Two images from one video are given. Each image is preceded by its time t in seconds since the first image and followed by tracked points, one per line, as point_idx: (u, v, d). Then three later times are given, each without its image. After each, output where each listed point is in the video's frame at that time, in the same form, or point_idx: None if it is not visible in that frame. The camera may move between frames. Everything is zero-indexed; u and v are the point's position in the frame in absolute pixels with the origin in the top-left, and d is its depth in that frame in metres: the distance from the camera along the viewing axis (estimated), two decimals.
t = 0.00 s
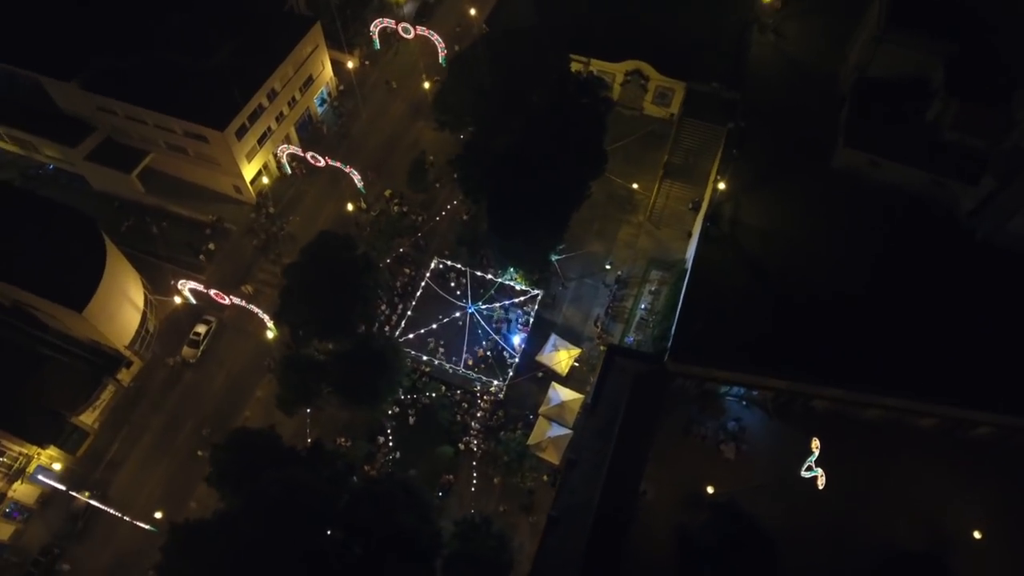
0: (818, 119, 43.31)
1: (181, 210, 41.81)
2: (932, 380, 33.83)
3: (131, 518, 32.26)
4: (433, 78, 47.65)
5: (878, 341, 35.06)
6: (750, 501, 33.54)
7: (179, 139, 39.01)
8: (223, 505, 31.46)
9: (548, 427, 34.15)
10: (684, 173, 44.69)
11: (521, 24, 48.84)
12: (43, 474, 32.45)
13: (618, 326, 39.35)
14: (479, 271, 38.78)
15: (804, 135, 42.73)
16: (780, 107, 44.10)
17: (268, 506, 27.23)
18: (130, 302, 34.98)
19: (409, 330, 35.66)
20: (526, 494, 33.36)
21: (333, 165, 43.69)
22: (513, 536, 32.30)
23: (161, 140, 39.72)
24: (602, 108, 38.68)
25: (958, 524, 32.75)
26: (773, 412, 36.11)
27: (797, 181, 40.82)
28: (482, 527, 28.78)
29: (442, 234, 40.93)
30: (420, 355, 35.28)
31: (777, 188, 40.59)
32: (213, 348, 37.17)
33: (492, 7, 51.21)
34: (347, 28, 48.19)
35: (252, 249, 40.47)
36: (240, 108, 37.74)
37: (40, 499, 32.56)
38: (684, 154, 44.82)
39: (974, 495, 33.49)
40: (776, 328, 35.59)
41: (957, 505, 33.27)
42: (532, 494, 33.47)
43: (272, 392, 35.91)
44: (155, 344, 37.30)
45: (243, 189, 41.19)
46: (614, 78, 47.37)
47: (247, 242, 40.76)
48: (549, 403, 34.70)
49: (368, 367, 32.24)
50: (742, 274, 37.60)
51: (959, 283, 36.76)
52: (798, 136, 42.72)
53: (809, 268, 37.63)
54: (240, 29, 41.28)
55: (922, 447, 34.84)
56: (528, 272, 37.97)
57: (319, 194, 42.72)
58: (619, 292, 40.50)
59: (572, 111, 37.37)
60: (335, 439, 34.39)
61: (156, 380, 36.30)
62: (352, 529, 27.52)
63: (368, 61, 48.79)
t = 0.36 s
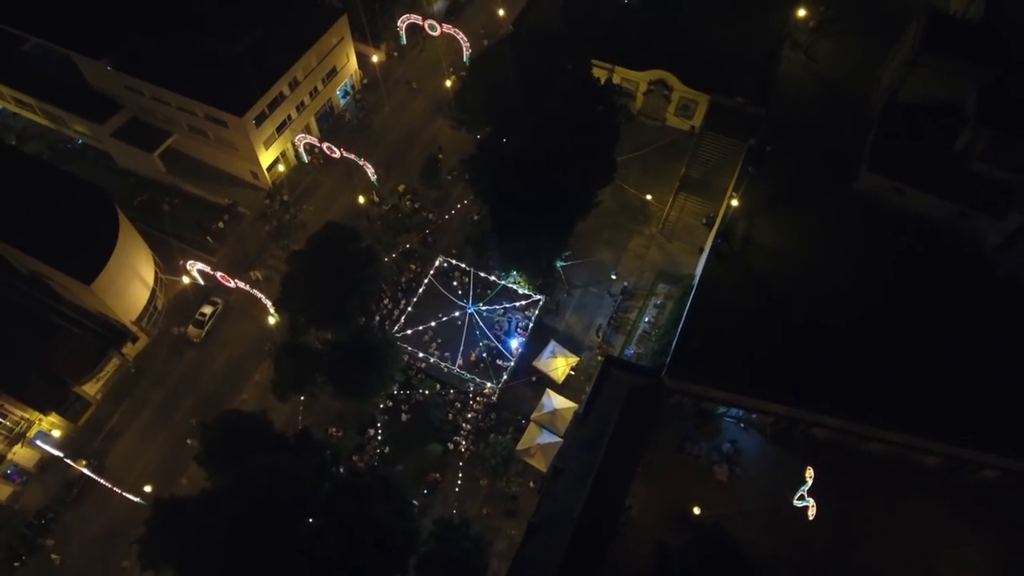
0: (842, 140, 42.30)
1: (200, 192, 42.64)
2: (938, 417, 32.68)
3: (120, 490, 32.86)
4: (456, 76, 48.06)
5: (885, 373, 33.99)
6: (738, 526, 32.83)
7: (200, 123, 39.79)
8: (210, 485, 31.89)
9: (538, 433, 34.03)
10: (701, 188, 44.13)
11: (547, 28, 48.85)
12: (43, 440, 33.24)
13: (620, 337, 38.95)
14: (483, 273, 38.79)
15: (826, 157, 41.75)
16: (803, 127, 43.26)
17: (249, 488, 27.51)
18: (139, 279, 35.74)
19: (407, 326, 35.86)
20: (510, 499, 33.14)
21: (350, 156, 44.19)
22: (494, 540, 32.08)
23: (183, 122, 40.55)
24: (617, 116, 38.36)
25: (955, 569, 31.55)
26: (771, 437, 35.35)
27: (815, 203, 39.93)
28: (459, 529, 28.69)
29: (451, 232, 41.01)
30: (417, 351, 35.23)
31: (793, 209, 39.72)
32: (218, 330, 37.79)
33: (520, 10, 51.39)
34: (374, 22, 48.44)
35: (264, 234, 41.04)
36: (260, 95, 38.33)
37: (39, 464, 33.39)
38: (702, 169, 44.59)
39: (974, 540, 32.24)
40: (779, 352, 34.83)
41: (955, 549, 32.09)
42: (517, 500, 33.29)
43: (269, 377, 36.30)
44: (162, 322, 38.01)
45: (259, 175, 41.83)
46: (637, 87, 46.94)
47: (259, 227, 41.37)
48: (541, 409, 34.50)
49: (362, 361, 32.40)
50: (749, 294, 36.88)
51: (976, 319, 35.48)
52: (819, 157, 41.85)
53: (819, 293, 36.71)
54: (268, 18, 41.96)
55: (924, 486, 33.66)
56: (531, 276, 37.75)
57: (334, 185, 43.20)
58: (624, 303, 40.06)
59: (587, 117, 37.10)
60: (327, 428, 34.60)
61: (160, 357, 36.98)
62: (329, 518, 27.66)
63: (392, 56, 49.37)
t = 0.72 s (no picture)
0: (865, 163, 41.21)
1: (217, 176, 43.35)
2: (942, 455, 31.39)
3: (113, 462, 33.36)
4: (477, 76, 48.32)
5: (889, 405, 32.81)
6: (720, 550, 32.50)
7: (221, 107, 40.50)
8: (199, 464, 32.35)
9: (527, 439, 33.84)
10: (716, 203, 43.47)
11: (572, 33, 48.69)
12: (45, 407, 34.01)
13: (620, 348, 38.52)
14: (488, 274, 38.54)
15: (847, 179, 40.72)
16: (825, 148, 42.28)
17: (232, 470, 27.81)
18: (149, 257, 36.53)
19: (406, 322, 35.90)
20: (494, 502, 33.01)
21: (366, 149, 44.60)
22: (473, 542, 31.91)
23: (205, 106, 41.33)
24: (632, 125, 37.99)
25: None
26: (766, 461, 34.62)
27: (831, 225, 38.92)
28: (436, 527, 28.66)
29: (459, 231, 41.11)
30: (413, 348, 35.48)
31: (808, 230, 38.80)
32: (223, 312, 38.39)
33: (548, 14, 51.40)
34: (401, 18, 48.68)
35: (275, 221, 41.60)
36: (280, 83, 38.87)
37: (40, 430, 34.09)
38: (717, 184, 44.06)
39: None
40: (780, 376, 33.92)
41: None
42: (501, 504, 33.15)
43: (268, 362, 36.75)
44: (169, 301, 38.74)
45: (276, 163, 42.44)
46: (659, 97, 46.46)
47: (272, 214, 41.96)
48: (533, 415, 34.50)
49: (356, 353, 32.59)
50: (754, 313, 36.07)
51: (993, 357, 33.93)
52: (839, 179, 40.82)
53: (827, 317, 35.73)
54: (295, 8, 42.57)
55: (920, 525, 32.62)
56: (533, 281, 37.67)
57: (348, 177, 43.63)
58: (627, 314, 39.63)
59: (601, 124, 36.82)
60: (318, 417, 34.87)
61: (165, 335, 37.72)
62: (310, 508, 27.99)
63: (417, 53, 49.84)
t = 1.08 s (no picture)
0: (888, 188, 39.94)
1: (235, 160, 44.08)
2: (943, 497, 30.19)
3: (108, 434, 34.06)
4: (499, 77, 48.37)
5: (891, 439, 31.56)
6: (700, 573, 31.98)
7: (244, 93, 41.20)
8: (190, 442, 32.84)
9: (515, 444, 33.58)
10: (731, 219, 42.64)
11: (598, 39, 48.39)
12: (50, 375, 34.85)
13: (619, 359, 38.04)
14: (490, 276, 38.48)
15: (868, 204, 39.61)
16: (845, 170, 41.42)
17: (216, 451, 28.19)
18: (161, 235, 37.32)
19: (404, 317, 36.12)
20: (476, 504, 32.89)
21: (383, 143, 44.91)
22: (453, 543, 31.88)
23: (229, 91, 42.08)
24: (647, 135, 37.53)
25: None
26: (758, 487, 33.84)
27: (846, 250, 37.89)
28: (413, 525, 28.65)
29: (466, 230, 41.16)
30: (409, 344, 35.43)
31: (821, 255, 37.81)
32: (230, 295, 38.98)
33: (576, 19, 51.15)
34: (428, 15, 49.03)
35: (288, 208, 42.17)
36: (301, 73, 39.38)
37: (45, 397, 34.97)
38: (733, 201, 42.97)
39: None
40: (779, 400, 32.93)
41: None
42: (484, 507, 33.01)
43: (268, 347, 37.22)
44: (179, 280, 39.42)
45: (293, 151, 43.07)
46: (681, 109, 45.85)
47: (286, 201, 42.55)
48: (523, 420, 34.38)
49: (351, 345, 32.81)
50: (757, 334, 35.18)
51: (1008, 399, 32.37)
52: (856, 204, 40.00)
53: (833, 343, 34.66)
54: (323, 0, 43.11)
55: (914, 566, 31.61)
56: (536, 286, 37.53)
57: (363, 169, 44.01)
58: (629, 326, 39.12)
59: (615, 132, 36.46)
60: (311, 405, 35.20)
61: (173, 313, 38.39)
62: (289, 493, 28.31)
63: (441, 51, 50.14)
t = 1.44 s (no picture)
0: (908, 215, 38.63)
1: (255, 146, 44.80)
2: (944, 540, 28.40)
3: (106, 406, 34.72)
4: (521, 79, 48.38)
5: (890, 474, 30.30)
6: None
7: (266, 81, 41.84)
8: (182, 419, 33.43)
9: (503, 448, 33.40)
10: (744, 237, 41.95)
11: (623, 47, 48.12)
12: (59, 345, 35.59)
13: (616, 371, 37.61)
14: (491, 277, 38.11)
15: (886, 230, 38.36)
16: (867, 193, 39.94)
17: (204, 431, 28.66)
18: (174, 217, 38.06)
19: (402, 313, 36.06)
20: (459, 504, 32.81)
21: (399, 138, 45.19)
22: (432, 541, 31.88)
23: (252, 78, 42.83)
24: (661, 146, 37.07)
25: None
26: (748, 510, 33.13)
27: (857, 276, 36.99)
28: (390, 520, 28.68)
29: (474, 230, 41.15)
30: (405, 340, 35.43)
31: (831, 280, 36.92)
32: (238, 279, 39.58)
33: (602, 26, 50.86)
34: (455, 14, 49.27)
35: (301, 197, 42.70)
36: (322, 64, 39.85)
37: (52, 364, 35.74)
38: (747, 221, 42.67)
39: None
40: (772, 424, 32.10)
41: None
42: (466, 508, 32.82)
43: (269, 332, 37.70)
44: (190, 261, 40.14)
45: (311, 141, 43.61)
46: (702, 121, 45.22)
47: (299, 189, 43.08)
48: (513, 424, 34.14)
49: (347, 337, 33.07)
50: (758, 355, 34.44)
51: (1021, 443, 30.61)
52: (875, 229, 38.52)
53: (836, 371, 33.71)
54: None
55: None
56: (537, 291, 37.35)
57: (378, 163, 44.37)
58: (630, 337, 38.65)
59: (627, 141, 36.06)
60: (305, 393, 35.54)
61: (181, 293, 39.10)
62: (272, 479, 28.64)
63: (465, 50, 50.34)
